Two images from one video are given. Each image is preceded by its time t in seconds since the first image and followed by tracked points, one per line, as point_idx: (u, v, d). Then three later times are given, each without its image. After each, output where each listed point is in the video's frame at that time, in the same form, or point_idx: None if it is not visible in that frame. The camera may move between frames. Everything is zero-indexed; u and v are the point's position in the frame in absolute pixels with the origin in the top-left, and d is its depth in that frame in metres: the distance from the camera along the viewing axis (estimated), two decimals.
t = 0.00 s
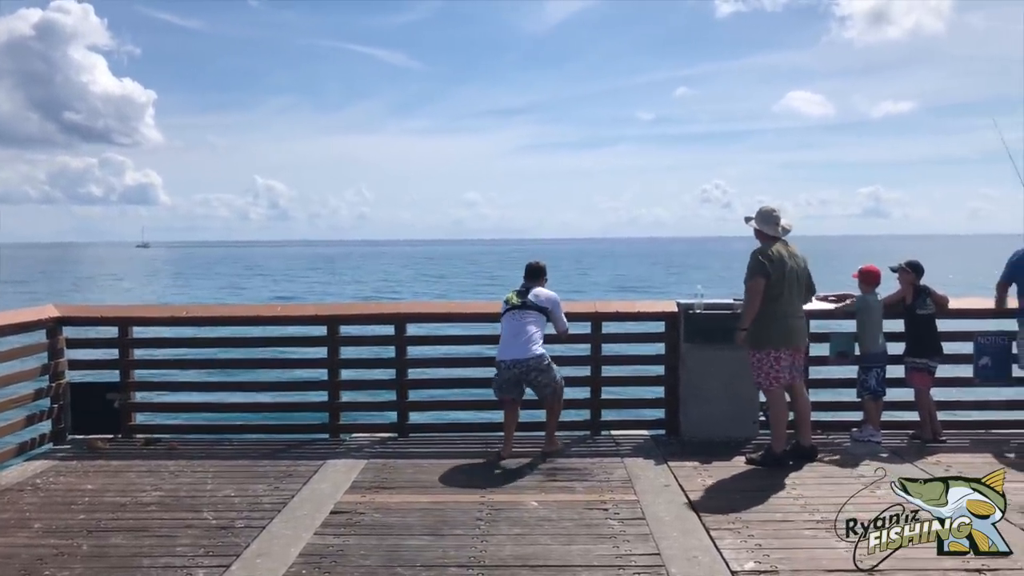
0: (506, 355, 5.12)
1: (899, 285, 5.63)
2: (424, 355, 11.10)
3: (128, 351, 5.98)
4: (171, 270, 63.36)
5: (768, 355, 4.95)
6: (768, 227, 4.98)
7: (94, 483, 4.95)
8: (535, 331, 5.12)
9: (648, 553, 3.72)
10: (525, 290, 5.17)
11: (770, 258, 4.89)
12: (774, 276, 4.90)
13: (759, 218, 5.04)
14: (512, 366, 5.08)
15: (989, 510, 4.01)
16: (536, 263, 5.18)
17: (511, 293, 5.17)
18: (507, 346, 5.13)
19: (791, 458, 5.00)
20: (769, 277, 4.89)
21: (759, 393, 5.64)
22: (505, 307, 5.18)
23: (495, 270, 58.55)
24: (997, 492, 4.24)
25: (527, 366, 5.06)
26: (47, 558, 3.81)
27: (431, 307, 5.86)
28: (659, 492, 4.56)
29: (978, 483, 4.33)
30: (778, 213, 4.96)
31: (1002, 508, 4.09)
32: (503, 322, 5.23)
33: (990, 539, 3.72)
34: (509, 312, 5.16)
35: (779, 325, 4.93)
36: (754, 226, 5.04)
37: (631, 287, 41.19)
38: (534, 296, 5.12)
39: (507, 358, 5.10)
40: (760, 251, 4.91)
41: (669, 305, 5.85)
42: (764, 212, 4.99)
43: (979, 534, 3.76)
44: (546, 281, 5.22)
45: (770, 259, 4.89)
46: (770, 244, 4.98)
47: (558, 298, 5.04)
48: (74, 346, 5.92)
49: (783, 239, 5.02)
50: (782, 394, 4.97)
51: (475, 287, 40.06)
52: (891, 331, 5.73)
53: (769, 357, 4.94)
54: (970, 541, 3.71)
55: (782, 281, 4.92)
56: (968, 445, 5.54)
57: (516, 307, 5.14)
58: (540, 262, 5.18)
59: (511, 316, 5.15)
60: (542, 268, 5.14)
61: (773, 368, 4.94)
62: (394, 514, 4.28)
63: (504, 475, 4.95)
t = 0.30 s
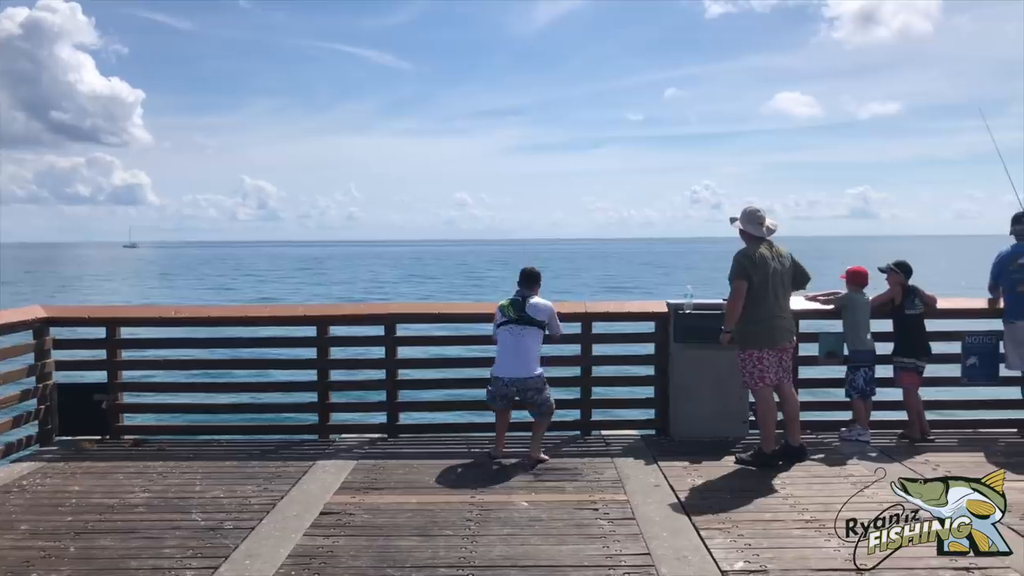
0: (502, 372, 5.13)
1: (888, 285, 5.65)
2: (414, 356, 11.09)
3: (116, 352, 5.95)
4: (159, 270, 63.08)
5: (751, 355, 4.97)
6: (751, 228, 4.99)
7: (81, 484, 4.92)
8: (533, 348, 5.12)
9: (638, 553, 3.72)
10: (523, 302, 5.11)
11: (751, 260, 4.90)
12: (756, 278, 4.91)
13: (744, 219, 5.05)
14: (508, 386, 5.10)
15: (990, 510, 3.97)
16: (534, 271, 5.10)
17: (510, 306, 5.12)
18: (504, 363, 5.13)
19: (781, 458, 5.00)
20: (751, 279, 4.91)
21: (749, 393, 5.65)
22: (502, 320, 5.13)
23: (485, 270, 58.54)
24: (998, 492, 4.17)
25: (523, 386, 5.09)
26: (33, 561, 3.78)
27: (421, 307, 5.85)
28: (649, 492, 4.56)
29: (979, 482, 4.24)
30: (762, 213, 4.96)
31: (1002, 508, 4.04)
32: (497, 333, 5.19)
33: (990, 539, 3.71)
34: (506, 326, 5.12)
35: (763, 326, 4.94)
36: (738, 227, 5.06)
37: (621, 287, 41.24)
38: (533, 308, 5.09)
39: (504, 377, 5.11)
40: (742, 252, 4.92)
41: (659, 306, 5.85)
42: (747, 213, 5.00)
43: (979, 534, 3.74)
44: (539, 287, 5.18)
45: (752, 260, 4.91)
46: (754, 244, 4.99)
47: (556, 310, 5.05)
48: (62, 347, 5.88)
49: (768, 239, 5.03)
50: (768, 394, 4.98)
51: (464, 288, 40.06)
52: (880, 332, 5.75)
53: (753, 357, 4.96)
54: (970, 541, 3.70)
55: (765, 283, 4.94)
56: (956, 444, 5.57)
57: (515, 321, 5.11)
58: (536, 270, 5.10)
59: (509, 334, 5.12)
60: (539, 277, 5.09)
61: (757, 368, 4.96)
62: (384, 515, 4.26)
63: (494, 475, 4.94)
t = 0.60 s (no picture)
0: (502, 400, 5.16)
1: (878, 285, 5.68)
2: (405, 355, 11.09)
3: (105, 352, 5.91)
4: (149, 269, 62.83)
5: (743, 355, 4.98)
6: (740, 228, 5.00)
7: (70, 485, 4.89)
8: (533, 378, 5.16)
9: (630, 552, 3.72)
10: (523, 329, 5.10)
11: (740, 260, 4.92)
12: (745, 278, 4.92)
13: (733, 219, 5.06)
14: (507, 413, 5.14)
15: (990, 510, 3.94)
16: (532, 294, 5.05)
17: (510, 334, 5.11)
18: (503, 391, 5.17)
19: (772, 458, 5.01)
20: (740, 280, 4.92)
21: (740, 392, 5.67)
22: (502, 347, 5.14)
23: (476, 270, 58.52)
24: (998, 492, 4.12)
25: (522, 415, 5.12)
26: (22, 562, 3.76)
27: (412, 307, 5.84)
28: (641, 491, 4.56)
29: (979, 482, 4.18)
30: (750, 212, 4.97)
31: (1003, 509, 4.01)
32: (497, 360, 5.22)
33: (990, 539, 3.70)
34: (506, 353, 5.14)
35: (754, 325, 4.95)
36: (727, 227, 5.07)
37: (614, 287, 41.33)
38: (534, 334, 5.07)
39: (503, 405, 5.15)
40: (732, 252, 4.93)
41: (650, 305, 5.86)
42: (736, 212, 5.01)
43: (979, 534, 3.73)
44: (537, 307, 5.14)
45: (741, 261, 4.92)
46: (744, 243, 5.00)
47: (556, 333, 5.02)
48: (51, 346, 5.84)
49: (757, 239, 5.04)
50: (760, 393, 5.00)
51: (456, 287, 40.05)
52: (871, 331, 5.78)
53: (745, 357, 4.98)
54: (970, 541, 3.69)
55: (754, 282, 4.95)
56: (946, 442, 5.60)
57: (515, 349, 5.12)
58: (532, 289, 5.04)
59: (510, 362, 5.16)
60: (536, 298, 5.05)
61: (748, 368, 4.97)
62: (375, 515, 4.25)
63: (486, 474, 4.94)
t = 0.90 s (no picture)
0: (501, 402, 5.14)
1: (874, 281, 5.68)
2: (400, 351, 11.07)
3: (100, 346, 5.89)
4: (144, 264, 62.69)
5: (739, 351, 4.98)
6: (739, 224, 5.00)
7: (65, 479, 4.87)
8: (530, 378, 5.15)
9: (626, 547, 3.72)
10: (518, 330, 5.09)
11: (739, 256, 4.92)
12: (744, 274, 4.92)
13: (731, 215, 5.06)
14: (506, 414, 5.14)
15: (990, 510, 3.96)
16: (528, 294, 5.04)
17: (506, 336, 5.07)
18: (501, 393, 5.16)
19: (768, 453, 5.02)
20: (738, 276, 4.92)
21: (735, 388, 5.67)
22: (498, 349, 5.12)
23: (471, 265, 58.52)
24: (998, 492, 4.16)
25: (520, 415, 5.13)
26: (17, 556, 3.74)
27: (407, 302, 5.83)
28: (637, 487, 4.56)
29: (979, 482, 4.24)
30: (749, 208, 4.97)
31: (1003, 508, 4.04)
32: (493, 362, 5.19)
33: (990, 539, 3.70)
34: (503, 355, 5.13)
35: (751, 322, 4.96)
36: (725, 222, 5.07)
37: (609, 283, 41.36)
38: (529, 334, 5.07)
39: (502, 407, 5.13)
40: (730, 247, 4.93)
41: (646, 301, 5.86)
42: (735, 208, 5.01)
43: (979, 534, 3.73)
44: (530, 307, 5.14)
45: (740, 257, 4.92)
46: (743, 239, 5.00)
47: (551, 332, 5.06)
48: (45, 340, 5.82)
49: (756, 234, 5.05)
50: (756, 390, 5.00)
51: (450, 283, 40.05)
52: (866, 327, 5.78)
53: (741, 353, 4.98)
54: (970, 542, 3.68)
55: (753, 279, 4.95)
56: (941, 439, 5.61)
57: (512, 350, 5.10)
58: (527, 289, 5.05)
59: (507, 365, 5.14)
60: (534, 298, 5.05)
61: (744, 364, 4.97)
62: (371, 510, 4.25)
63: (483, 470, 4.94)
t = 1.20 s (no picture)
0: (496, 384, 5.14)
1: (874, 278, 5.68)
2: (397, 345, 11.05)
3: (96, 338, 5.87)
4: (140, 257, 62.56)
5: (739, 348, 4.98)
6: (739, 221, 4.99)
7: (61, 472, 4.85)
8: (525, 360, 5.14)
9: (625, 543, 3.72)
10: (514, 311, 5.08)
11: (739, 253, 4.91)
12: (744, 270, 4.92)
13: (730, 211, 5.05)
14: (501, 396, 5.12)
15: (990, 510, 3.98)
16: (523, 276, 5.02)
17: (502, 318, 5.08)
18: (497, 375, 5.15)
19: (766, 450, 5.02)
20: (738, 272, 4.92)
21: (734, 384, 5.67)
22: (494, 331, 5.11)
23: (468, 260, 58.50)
24: (998, 492, 4.18)
25: (515, 397, 5.11)
26: (13, 549, 3.73)
27: (405, 296, 5.82)
28: (635, 483, 4.56)
29: (979, 482, 4.27)
30: (747, 204, 4.97)
31: (1002, 508, 4.05)
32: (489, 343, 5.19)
33: (990, 539, 3.69)
34: (499, 337, 5.12)
35: (751, 319, 4.95)
36: (725, 219, 5.06)
37: (605, 279, 41.37)
38: (525, 317, 5.06)
39: (497, 388, 5.13)
40: (730, 244, 4.93)
41: (644, 297, 5.85)
42: (735, 204, 5.00)
43: (979, 534, 3.73)
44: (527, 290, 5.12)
45: (740, 253, 4.92)
46: (743, 236, 5.00)
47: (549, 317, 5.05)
48: (41, 332, 5.80)
49: (755, 231, 5.04)
50: (755, 387, 5.00)
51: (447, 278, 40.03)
52: (865, 324, 5.78)
53: (740, 351, 4.97)
54: (970, 542, 3.68)
55: (753, 276, 4.94)
56: (938, 437, 5.62)
57: (508, 332, 5.09)
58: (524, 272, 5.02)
59: (502, 346, 5.13)
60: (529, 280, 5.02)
61: (744, 361, 4.97)
62: (369, 504, 4.24)
63: (481, 465, 4.93)
